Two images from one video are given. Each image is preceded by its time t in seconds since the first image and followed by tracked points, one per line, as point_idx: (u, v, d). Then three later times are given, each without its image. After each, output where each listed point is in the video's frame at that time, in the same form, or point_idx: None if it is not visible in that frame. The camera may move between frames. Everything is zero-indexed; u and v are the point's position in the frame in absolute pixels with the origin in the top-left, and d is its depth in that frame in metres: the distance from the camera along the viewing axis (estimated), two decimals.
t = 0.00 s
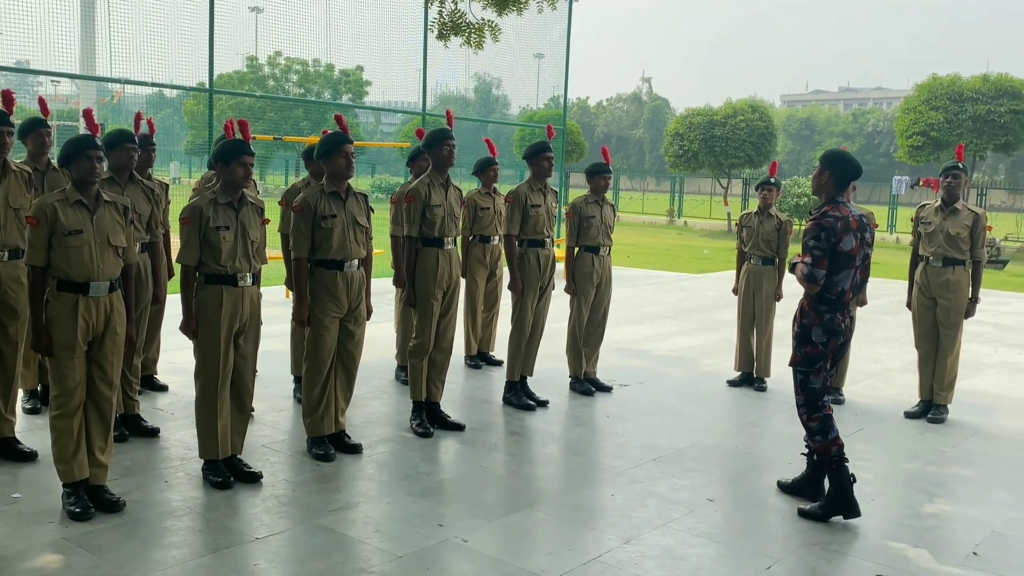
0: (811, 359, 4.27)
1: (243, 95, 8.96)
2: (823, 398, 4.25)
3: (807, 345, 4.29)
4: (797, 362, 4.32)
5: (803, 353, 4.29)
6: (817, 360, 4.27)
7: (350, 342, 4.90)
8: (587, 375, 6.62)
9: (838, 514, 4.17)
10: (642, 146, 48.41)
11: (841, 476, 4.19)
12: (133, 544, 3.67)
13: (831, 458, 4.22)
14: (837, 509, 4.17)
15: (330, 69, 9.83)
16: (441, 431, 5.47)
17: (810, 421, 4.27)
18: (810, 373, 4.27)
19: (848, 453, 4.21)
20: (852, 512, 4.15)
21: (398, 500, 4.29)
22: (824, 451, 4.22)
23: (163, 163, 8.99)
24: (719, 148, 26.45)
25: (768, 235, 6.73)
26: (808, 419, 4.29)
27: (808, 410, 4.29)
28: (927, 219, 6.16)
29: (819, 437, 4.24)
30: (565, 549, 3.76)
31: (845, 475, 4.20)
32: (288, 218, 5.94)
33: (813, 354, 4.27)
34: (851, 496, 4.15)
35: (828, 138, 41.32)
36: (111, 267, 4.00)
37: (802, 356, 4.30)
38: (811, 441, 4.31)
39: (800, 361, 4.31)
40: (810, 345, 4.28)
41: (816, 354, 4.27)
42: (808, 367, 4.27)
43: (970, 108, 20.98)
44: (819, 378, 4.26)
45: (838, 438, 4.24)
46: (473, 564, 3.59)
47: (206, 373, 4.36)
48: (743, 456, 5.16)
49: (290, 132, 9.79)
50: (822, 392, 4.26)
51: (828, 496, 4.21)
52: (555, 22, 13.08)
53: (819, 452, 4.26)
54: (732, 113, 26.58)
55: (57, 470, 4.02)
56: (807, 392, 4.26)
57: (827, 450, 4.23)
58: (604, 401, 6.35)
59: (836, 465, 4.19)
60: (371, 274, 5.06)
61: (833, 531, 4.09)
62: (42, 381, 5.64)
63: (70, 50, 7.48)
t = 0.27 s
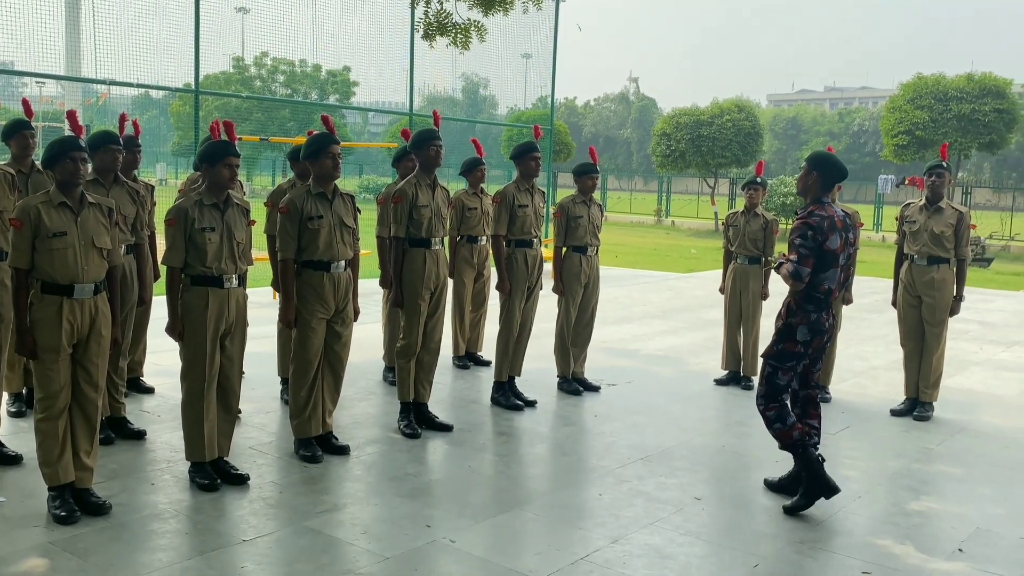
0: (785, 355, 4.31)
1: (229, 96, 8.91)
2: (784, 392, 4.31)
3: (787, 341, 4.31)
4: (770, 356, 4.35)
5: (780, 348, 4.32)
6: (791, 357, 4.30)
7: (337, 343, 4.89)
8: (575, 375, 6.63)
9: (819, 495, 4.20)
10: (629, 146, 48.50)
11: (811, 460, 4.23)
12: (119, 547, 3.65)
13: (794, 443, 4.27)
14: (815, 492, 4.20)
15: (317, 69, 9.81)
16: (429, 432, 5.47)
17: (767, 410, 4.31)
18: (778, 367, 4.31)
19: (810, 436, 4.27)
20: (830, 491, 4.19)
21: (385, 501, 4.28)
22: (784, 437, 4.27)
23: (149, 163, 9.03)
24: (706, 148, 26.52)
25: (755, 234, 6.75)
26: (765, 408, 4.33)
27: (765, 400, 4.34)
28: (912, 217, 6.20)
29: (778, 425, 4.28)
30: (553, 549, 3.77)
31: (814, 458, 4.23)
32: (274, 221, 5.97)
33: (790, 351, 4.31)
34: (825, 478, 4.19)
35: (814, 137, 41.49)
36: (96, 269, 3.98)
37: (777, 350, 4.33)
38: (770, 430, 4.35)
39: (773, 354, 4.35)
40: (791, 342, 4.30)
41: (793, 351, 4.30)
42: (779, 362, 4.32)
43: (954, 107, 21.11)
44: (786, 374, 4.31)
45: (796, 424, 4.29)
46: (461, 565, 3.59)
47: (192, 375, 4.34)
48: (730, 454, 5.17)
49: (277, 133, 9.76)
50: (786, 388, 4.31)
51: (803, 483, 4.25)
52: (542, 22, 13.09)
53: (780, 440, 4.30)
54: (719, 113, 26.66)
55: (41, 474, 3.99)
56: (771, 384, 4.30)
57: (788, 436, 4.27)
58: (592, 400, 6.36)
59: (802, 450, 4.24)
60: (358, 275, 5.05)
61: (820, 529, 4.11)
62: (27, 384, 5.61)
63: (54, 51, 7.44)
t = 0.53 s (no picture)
0: (777, 354, 4.31)
1: (219, 95, 8.92)
2: (774, 391, 4.32)
3: (778, 339, 4.30)
4: (761, 353, 4.35)
5: (771, 345, 4.31)
6: (783, 356, 4.30)
7: (328, 344, 4.88)
8: (567, 374, 6.63)
9: (750, 499, 4.33)
10: (621, 146, 48.56)
11: (766, 466, 4.31)
12: (109, 549, 3.63)
13: (763, 447, 4.32)
14: (751, 495, 4.32)
15: (307, 69, 9.79)
16: (421, 432, 5.46)
17: (755, 409, 4.34)
18: (770, 366, 4.32)
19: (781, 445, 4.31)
20: (763, 501, 4.30)
21: (377, 501, 4.28)
22: (758, 440, 4.32)
23: (139, 163, 8.85)
24: (697, 147, 26.56)
25: (746, 233, 6.78)
26: (753, 407, 4.36)
27: (755, 400, 4.36)
28: (901, 216, 6.22)
29: (758, 427, 4.32)
30: (545, 548, 3.77)
31: (769, 465, 4.32)
32: (264, 221, 5.98)
33: (780, 349, 4.30)
34: (768, 486, 4.30)
35: (805, 136, 41.61)
36: (85, 270, 3.96)
37: (769, 348, 4.33)
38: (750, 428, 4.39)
39: (764, 352, 4.35)
40: (782, 339, 4.29)
41: (784, 349, 4.29)
42: (771, 361, 4.33)
43: (944, 106, 21.19)
44: (778, 373, 4.32)
45: (775, 430, 4.33)
46: (452, 565, 3.58)
47: (182, 376, 4.32)
48: (721, 453, 5.18)
49: (268, 133, 9.73)
50: (776, 387, 4.32)
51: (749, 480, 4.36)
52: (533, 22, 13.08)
53: (753, 439, 4.35)
54: (710, 112, 26.70)
55: (31, 476, 3.97)
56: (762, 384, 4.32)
57: (760, 440, 4.32)
58: (583, 400, 6.36)
59: (766, 456, 4.30)
60: (348, 274, 5.04)
61: (811, 527, 4.12)
62: (16, 386, 5.58)
63: (43, 51, 7.40)
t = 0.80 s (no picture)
0: (769, 353, 4.32)
1: (215, 95, 8.90)
2: (767, 390, 4.31)
3: (772, 339, 4.31)
4: (754, 352, 4.36)
5: (763, 345, 4.33)
6: (776, 355, 4.31)
7: (324, 343, 4.88)
8: (563, 373, 6.63)
9: (743, 498, 4.35)
10: (616, 145, 48.59)
11: (756, 465, 4.31)
12: (105, 549, 3.62)
13: (755, 446, 4.31)
14: (743, 493, 4.34)
15: (303, 68, 9.76)
16: (416, 431, 5.46)
17: (747, 408, 4.32)
18: (762, 365, 4.32)
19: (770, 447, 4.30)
20: (755, 501, 4.31)
21: (373, 501, 4.28)
22: (748, 439, 4.30)
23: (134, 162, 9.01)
24: (693, 146, 26.59)
25: (741, 233, 6.78)
26: (744, 405, 4.33)
27: (748, 398, 4.35)
28: (896, 215, 6.21)
29: (749, 426, 4.31)
30: (541, 548, 3.77)
31: (760, 465, 4.32)
32: (260, 221, 5.98)
33: (774, 349, 4.31)
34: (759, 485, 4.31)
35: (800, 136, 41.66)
36: (79, 269, 3.95)
37: (762, 348, 4.34)
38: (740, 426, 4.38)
39: (756, 352, 4.36)
40: (776, 339, 4.31)
41: (777, 348, 4.31)
42: (763, 360, 4.33)
43: (939, 105, 21.23)
44: (770, 373, 4.31)
45: (766, 429, 4.31)
46: (449, 564, 3.58)
47: (177, 376, 4.31)
48: (717, 452, 5.19)
49: (263, 132, 9.70)
50: (769, 386, 4.32)
51: (741, 479, 4.37)
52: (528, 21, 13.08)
53: (743, 438, 4.34)
54: (706, 111, 26.72)
55: (25, 476, 3.96)
56: (754, 383, 4.32)
57: (751, 438, 4.31)
58: (579, 399, 6.37)
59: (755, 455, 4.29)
60: (345, 274, 5.04)
61: (807, 526, 4.12)
62: (11, 386, 5.56)
63: (37, 51, 7.37)
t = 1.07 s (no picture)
0: (768, 352, 4.32)
1: (215, 94, 8.90)
2: (766, 389, 4.31)
3: (771, 338, 4.32)
4: (753, 351, 4.36)
5: (762, 344, 4.34)
6: (775, 354, 4.31)
7: (324, 343, 4.87)
8: (563, 373, 6.63)
9: (744, 498, 4.35)
10: (617, 145, 48.61)
11: (757, 465, 4.31)
12: (105, 549, 3.62)
13: (755, 445, 4.31)
14: (743, 492, 4.34)
15: (304, 67, 9.73)
16: (417, 431, 5.46)
17: (747, 407, 4.32)
18: (762, 364, 4.33)
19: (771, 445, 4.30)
20: (756, 501, 4.31)
21: (374, 500, 4.28)
22: (748, 438, 4.30)
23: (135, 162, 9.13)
24: (693, 146, 26.59)
25: (742, 232, 6.78)
26: (744, 405, 4.33)
27: (747, 397, 4.35)
28: (896, 215, 6.21)
29: (749, 425, 4.31)
30: (541, 547, 3.77)
31: (760, 464, 4.32)
32: (261, 220, 5.99)
33: (773, 348, 4.31)
34: (759, 485, 4.31)
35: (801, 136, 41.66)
36: (80, 268, 3.95)
37: (761, 347, 4.34)
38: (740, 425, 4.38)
39: (756, 351, 4.36)
40: (775, 338, 4.31)
41: (776, 347, 4.31)
42: (762, 359, 4.33)
43: (939, 105, 21.24)
44: (770, 372, 4.31)
45: (766, 428, 4.31)
46: (449, 564, 3.58)
47: (178, 375, 4.31)
48: (717, 452, 5.19)
49: (263, 131, 9.70)
50: (768, 385, 4.32)
51: (741, 479, 4.38)
52: (529, 21, 13.08)
53: (743, 437, 4.34)
54: (706, 111, 26.73)
55: (26, 475, 3.96)
56: (753, 382, 4.32)
57: (751, 437, 4.31)
58: (579, 399, 6.37)
59: (755, 454, 4.29)
60: (346, 273, 5.03)
61: (808, 526, 4.12)
62: (11, 385, 5.56)
63: (38, 50, 7.36)
